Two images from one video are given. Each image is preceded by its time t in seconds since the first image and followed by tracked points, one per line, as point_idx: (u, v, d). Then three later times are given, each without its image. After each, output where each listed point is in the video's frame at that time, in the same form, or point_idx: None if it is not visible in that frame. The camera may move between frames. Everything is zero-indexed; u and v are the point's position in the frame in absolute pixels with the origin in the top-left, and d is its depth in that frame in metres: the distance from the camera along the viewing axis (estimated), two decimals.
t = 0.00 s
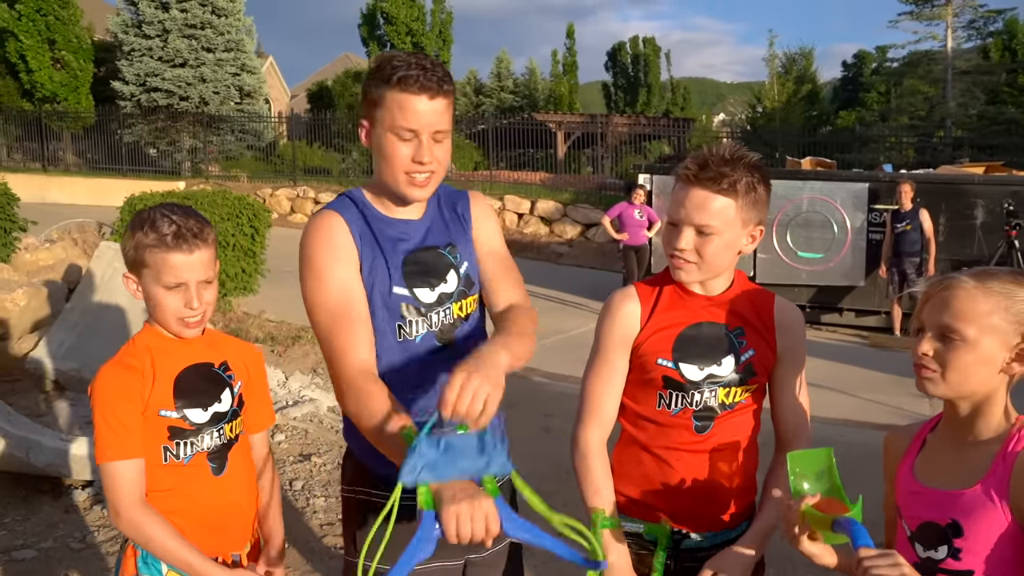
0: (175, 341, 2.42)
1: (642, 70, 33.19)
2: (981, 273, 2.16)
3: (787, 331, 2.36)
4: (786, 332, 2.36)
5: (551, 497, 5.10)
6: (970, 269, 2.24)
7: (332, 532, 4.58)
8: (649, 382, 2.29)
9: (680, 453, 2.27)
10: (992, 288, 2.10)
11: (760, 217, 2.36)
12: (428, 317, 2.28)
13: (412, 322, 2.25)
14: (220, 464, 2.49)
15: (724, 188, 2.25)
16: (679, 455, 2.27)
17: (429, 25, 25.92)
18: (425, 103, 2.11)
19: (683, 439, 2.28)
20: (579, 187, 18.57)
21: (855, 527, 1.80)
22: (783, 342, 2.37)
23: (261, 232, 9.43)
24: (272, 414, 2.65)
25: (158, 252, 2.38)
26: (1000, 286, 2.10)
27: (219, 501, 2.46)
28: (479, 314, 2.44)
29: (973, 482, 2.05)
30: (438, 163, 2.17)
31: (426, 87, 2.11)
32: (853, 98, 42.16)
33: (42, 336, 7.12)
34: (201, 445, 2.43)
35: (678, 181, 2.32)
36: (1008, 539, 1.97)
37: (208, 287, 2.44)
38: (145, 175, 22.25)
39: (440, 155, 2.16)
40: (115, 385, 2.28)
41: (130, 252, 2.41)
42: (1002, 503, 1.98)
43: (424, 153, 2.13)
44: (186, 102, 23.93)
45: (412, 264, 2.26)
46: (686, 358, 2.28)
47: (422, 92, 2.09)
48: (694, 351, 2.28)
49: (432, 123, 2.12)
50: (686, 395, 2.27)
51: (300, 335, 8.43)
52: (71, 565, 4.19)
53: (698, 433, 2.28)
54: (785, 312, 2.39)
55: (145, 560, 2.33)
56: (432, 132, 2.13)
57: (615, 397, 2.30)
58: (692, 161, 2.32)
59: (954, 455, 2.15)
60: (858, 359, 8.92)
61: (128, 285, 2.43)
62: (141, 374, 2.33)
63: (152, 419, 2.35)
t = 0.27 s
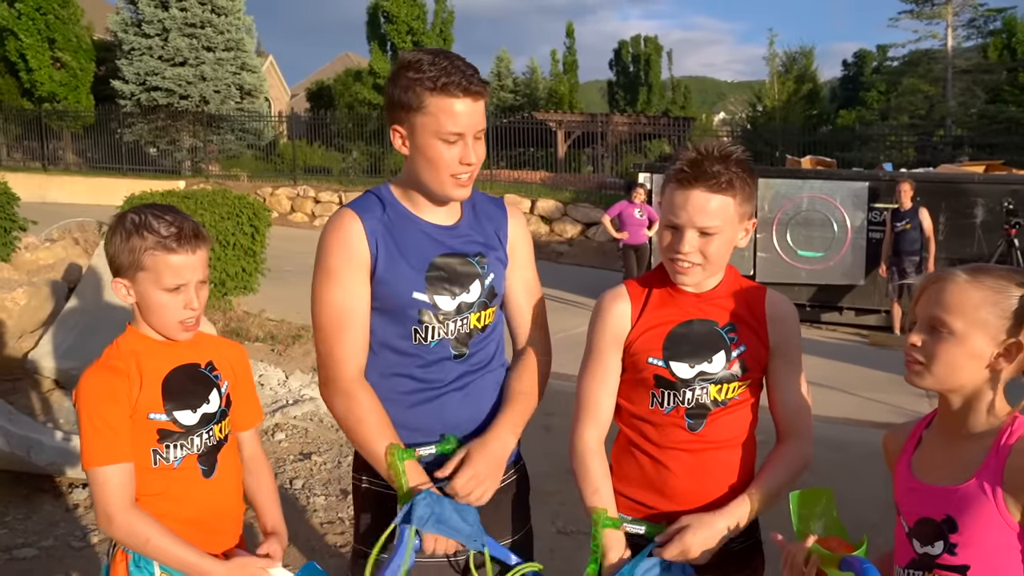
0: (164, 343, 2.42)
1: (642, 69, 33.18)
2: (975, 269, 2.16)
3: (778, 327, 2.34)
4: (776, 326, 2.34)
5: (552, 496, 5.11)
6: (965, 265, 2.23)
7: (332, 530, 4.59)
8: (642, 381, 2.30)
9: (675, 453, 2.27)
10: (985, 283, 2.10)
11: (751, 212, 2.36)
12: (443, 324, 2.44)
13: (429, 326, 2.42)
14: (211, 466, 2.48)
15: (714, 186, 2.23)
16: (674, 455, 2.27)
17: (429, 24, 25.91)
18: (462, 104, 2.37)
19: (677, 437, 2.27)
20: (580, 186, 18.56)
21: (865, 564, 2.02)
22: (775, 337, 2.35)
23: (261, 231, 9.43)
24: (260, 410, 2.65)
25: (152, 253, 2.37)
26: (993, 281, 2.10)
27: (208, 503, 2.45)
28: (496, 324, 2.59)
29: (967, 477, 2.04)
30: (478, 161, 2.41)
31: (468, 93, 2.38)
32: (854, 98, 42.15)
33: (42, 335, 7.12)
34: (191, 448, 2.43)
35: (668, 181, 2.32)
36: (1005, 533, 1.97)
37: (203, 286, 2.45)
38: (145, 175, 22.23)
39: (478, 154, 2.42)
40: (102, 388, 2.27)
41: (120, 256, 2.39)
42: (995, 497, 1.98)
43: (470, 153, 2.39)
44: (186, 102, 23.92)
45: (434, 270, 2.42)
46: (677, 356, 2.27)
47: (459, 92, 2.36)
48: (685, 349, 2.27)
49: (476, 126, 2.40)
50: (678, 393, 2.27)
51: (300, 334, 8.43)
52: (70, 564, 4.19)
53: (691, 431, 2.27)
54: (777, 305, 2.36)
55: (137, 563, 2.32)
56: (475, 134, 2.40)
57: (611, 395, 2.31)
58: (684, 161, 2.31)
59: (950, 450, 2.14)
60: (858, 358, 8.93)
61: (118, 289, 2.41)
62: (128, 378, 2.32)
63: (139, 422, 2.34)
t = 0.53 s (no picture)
0: (153, 345, 2.42)
1: (641, 68, 33.18)
2: (970, 266, 2.15)
3: (770, 321, 2.34)
4: (768, 320, 2.35)
5: (553, 494, 5.12)
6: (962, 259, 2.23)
7: (332, 529, 4.60)
8: (636, 380, 2.30)
9: (673, 451, 2.27)
10: (977, 279, 2.10)
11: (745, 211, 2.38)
12: (460, 319, 2.44)
13: (445, 322, 2.43)
14: (203, 469, 2.50)
15: (709, 183, 2.24)
16: (672, 452, 2.27)
17: (428, 22, 25.90)
18: (490, 104, 2.38)
19: (673, 434, 2.28)
20: (578, 185, 18.57)
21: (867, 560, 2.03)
22: (767, 331, 2.35)
23: (260, 230, 9.44)
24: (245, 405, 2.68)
25: (147, 246, 2.37)
26: (987, 277, 2.09)
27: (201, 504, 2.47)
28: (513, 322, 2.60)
29: (963, 469, 2.04)
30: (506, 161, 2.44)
31: (500, 93, 2.40)
32: (853, 96, 42.15)
33: (40, 333, 7.12)
34: (185, 450, 2.44)
35: (664, 180, 2.32)
36: (1000, 524, 1.97)
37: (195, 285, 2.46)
38: (144, 173, 22.23)
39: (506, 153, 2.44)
40: (94, 393, 2.26)
41: (110, 252, 2.38)
42: (991, 488, 1.98)
43: (499, 153, 2.42)
44: (185, 100, 23.90)
45: (455, 267, 2.44)
46: (670, 355, 2.27)
47: (485, 93, 2.37)
48: (677, 347, 2.28)
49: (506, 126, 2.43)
50: (672, 392, 2.27)
51: (299, 333, 8.44)
52: (69, 563, 4.19)
53: (687, 429, 2.28)
54: (768, 299, 2.37)
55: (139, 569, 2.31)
56: (504, 134, 2.43)
57: (608, 396, 2.31)
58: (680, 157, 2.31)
59: (945, 444, 2.15)
60: (856, 357, 8.94)
61: (109, 285, 2.39)
62: (119, 384, 2.31)
63: (133, 426, 2.34)
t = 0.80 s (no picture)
0: (129, 329, 2.41)
1: (625, 60, 33.20)
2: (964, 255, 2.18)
3: (744, 305, 2.38)
4: (744, 306, 2.38)
5: (535, 484, 5.14)
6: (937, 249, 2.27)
7: (314, 519, 4.60)
8: (618, 370, 2.31)
9: (657, 441, 2.30)
10: (975, 266, 2.13)
11: (714, 201, 2.37)
12: (450, 306, 2.46)
13: (439, 305, 2.45)
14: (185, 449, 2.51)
15: (677, 172, 2.25)
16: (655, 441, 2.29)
17: (412, 13, 25.79)
18: (475, 97, 2.38)
19: (656, 424, 2.30)
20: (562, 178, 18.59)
21: (844, 520, 2.00)
22: (741, 317, 2.39)
23: (243, 221, 9.40)
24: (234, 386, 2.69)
25: (115, 238, 2.35)
26: (982, 265, 2.13)
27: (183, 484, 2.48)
28: (509, 313, 2.60)
29: (938, 455, 2.07)
30: (479, 155, 2.41)
31: (475, 87, 2.38)
32: (836, 90, 42.35)
33: (19, 324, 7.06)
34: (166, 431, 2.46)
35: (634, 168, 2.33)
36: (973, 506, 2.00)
37: (166, 274, 2.44)
38: (125, 164, 22.07)
39: (482, 148, 2.42)
40: (74, 368, 2.27)
41: (85, 238, 2.37)
42: (966, 475, 2.00)
43: (464, 145, 2.39)
44: (167, 91, 23.73)
45: (451, 253, 2.45)
46: (654, 345, 2.29)
47: (471, 87, 2.37)
48: (661, 337, 2.30)
49: (476, 117, 2.38)
50: (656, 382, 2.29)
51: (281, 325, 8.42)
52: (48, 555, 4.17)
53: (671, 417, 2.31)
54: (739, 285, 2.40)
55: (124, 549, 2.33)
56: (474, 126, 2.39)
57: (591, 389, 2.28)
58: (650, 148, 2.32)
59: (920, 429, 2.17)
60: (838, 349, 9.01)
61: (83, 270, 2.39)
62: (99, 363, 2.32)
63: (112, 403, 2.35)
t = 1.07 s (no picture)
0: (139, 314, 2.51)
1: (615, 55, 33.19)
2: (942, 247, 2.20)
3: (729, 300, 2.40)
4: (727, 301, 2.40)
5: (522, 477, 5.16)
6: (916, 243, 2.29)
7: (301, 512, 4.61)
8: (597, 360, 2.32)
9: (634, 431, 2.32)
10: (952, 256, 2.15)
11: (686, 192, 2.36)
12: (436, 294, 2.47)
13: (424, 295, 2.46)
14: (168, 435, 2.53)
15: (646, 161, 2.27)
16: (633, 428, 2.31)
17: (402, 6, 25.73)
18: (452, 92, 2.42)
19: (632, 416, 2.32)
20: (552, 172, 18.60)
21: (826, 478, 1.88)
22: (724, 311, 2.41)
23: (231, 213, 9.35)
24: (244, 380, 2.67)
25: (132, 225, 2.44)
26: (957, 255, 2.17)
27: (166, 468, 2.50)
28: (500, 305, 2.58)
29: (924, 446, 2.08)
30: (448, 148, 2.44)
31: (451, 82, 2.42)
32: (825, 87, 42.45)
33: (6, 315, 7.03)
34: (150, 414, 2.49)
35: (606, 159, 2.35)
36: (959, 494, 2.02)
37: (172, 264, 2.49)
38: (113, 156, 21.98)
39: (455, 141, 2.45)
40: (76, 345, 2.39)
41: (104, 226, 2.49)
42: (950, 462, 2.02)
43: (429, 137, 2.44)
44: (155, 82, 23.61)
45: (440, 244, 2.48)
46: (632, 335, 2.31)
47: (446, 81, 2.41)
48: (639, 327, 2.32)
49: (444, 109, 2.42)
50: (633, 371, 2.31)
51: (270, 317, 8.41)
52: (34, 547, 4.16)
53: (648, 408, 2.32)
54: (725, 280, 2.42)
55: (95, 522, 2.40)
56: (439, 118, 2.42)
57: (572, 379, 2.30)
58: (621, 138, 2.34)
59: (904, 420, 2.18)
60: (824, 344, 9.07)
61: (101, 258, 2.51)
62: (101, 342, 2.43)
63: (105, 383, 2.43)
